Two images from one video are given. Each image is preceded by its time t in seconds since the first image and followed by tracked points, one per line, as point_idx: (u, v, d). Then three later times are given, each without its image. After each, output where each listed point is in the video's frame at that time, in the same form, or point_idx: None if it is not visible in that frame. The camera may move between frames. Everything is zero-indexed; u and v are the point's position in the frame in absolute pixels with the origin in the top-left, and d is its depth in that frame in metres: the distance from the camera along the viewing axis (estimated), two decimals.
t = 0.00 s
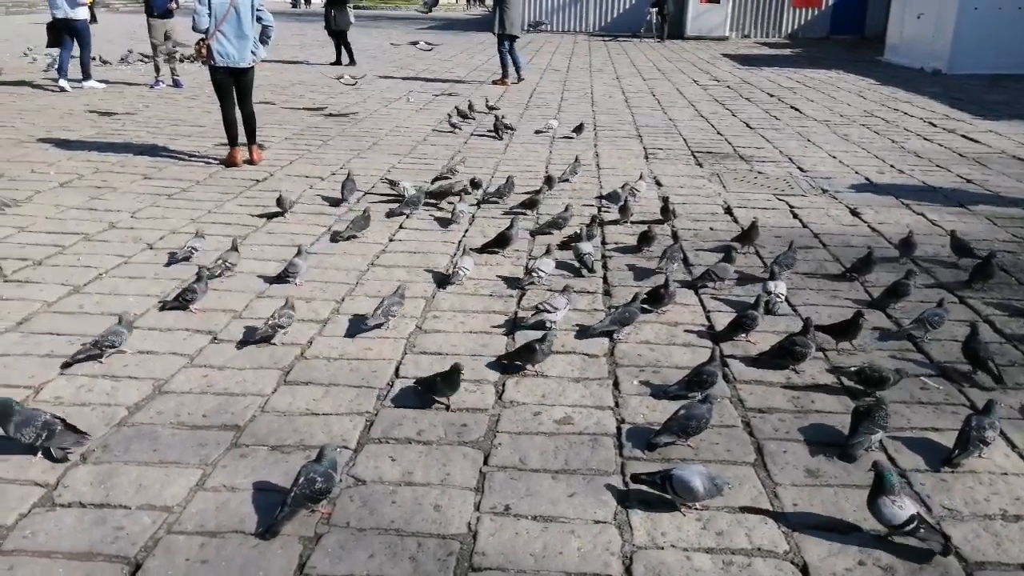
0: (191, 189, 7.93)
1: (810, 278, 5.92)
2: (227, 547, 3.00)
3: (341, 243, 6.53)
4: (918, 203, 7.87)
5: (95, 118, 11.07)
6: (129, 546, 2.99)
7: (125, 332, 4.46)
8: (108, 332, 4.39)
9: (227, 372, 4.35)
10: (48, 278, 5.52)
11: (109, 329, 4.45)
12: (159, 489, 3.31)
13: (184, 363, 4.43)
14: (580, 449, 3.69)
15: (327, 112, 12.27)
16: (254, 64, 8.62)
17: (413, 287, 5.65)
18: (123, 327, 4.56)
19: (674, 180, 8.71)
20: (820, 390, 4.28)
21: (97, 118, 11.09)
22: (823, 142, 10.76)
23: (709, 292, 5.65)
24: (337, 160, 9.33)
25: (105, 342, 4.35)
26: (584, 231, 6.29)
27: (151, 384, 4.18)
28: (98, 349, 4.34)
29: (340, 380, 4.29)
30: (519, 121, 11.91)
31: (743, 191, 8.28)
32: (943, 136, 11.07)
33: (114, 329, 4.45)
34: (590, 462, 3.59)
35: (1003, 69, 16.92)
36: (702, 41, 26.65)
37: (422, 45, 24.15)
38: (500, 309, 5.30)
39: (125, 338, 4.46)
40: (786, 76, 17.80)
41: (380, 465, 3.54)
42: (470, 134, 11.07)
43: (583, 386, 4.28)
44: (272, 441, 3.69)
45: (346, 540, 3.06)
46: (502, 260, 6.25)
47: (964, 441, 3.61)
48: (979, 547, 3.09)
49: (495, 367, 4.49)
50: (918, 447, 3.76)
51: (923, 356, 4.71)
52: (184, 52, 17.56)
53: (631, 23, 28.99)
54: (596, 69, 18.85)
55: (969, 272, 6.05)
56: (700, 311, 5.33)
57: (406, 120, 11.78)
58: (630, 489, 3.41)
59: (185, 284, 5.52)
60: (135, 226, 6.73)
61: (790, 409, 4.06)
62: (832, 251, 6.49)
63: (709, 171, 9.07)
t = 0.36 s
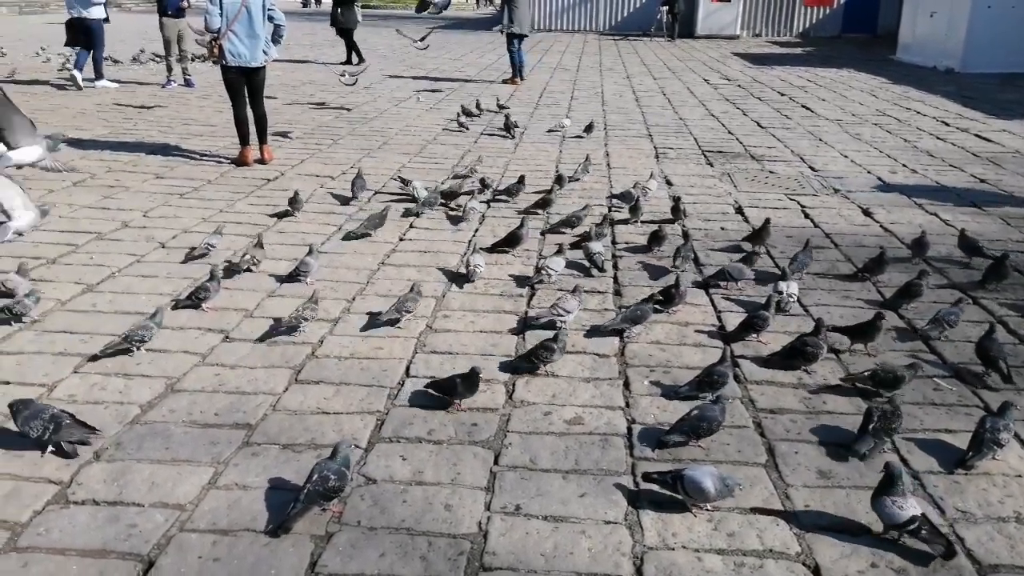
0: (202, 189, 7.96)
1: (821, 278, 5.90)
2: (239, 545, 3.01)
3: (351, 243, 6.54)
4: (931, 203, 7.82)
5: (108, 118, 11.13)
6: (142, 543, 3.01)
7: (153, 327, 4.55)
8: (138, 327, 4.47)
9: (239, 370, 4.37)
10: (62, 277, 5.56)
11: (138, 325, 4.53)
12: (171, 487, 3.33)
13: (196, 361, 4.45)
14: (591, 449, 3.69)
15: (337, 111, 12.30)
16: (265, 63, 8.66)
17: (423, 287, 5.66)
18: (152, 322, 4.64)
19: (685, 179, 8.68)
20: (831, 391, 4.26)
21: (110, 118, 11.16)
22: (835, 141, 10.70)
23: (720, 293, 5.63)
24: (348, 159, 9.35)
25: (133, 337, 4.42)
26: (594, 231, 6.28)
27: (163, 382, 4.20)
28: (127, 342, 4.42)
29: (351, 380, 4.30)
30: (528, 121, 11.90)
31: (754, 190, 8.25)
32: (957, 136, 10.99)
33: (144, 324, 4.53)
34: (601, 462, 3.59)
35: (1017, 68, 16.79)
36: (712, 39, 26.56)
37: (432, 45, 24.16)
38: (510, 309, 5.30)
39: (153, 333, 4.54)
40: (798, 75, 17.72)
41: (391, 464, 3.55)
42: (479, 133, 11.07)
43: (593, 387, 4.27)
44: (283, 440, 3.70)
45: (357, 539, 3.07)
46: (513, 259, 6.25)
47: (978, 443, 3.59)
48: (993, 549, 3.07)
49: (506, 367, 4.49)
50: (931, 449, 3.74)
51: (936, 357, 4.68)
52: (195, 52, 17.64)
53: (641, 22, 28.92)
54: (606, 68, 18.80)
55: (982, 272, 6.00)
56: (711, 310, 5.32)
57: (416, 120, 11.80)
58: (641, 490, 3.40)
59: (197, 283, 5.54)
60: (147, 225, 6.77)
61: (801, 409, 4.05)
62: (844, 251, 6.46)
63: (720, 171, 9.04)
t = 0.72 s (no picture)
0: (220, 191, 8.02)
1: (838, 280, 5.87)
2: (256, 545, 3.04)
3: (367, 245, 6.57)
4: (949, 204, 7.76)
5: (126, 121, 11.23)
6: (160, 541, 3.04)
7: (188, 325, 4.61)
8: (174, 325, 4.52)
9: (255, 371, 4.40)
10: (81, 278, 5.62)
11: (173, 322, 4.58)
12: (190, 486, 3.36)
13: (213, 362, 4.48)
14: (606, 451, 3.69)
15: (352, 113, 12.36)
16: (282, 66, 8.72)
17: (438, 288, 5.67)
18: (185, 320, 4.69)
19: (700, 181, 8.66)
20: (849, 393, 4.23)
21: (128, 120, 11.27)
22: (851, 142, 10.64)
23: (736, 294, 5.61)
24: (363, 161, 9.39)
25: (166, 335, 4.48)
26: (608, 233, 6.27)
27: (182, 382, 4.24)
28: (164, 341, 4.47)
29: (367, 380, 4.32)
30: (543, 122, 11.91)
31: (769, 192, 8.21)
32: (975, 137, 10.89)
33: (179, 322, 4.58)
34: (616, 464, 3.59)
35: None
36: (727, 41, 26.48)
37: (446, 47, 24.22)
38: (524, 311, 5.31)
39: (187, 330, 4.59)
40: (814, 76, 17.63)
41: (407, 464, 3.56)
42: (493, 135, 11.10)
43: (608, 388, 4.27)
44: (300, 440, 3.73)
45: (373, 539, 3.09)
46: (527, 260, 6.25)
47: (998, 447, 3.55)
48: (1013, 554, 3.04)
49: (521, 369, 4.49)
50: (950, 453, 3.70)
51: (954, 359, 4.64)
52: (211, 56, 17.78)
53: (655, 24, 28.88)
54: (620, 70, 18.77)
55: (1001, 274, 5.95)
56: (727, 312, 5.30)
57: (430, 122, 11.84)
58: (656, 492, 3.40)
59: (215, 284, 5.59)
60: (165, 226, 6.83)
61: (818, 412, 4.02)
62: (860, 253, 6.42)
63: (735, 172, 9.00)
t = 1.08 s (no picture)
0: (236, 191, 8.08)
1: (855, 282, 5.83)
2: (273, 544, 3.05)
3: (381, 246, 6.59)
4: (967, 206, 7.69)
5: (143, 122, 11.31)
6: (178, 540, 3.06)
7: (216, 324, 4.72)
8: (202, 324, 4.64)
9: (271, 371, 4.42)
10: (101, 276, 5.68)
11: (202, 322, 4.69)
12: (207, 485, 3.38)
13: (229, 362, 4.51)
14: (621, 453, 3.68)
15: (368, 114, 12.41)
16: (297, 68, 8.77)
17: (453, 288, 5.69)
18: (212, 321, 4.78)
19: (715, 182, 8.62)
20: (866, 397, 4.20)
21: (146, 122, 11.38)
22: (868, 144, 10.57)
23: (751, 297, 5.58)
24: (378, 162, 9.43)
25: (195, 334, 4.58)
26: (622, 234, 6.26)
27: (199, 381, 4.27)
28: (192, 339, 4.57)
29: (382, 381, 4.33)
30: (557, 123, 11.91)
31: (784, 193, 8.17)
32: (994, 138, 10.79)
33: (206, 322, 4.70)
34: (631, 466, 3.58)
35: None
36: (742, 41, 26.36)
37: (460, 48, 24.27)
38: (539, 312, 5.31)
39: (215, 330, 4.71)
40: (830, 77, 17.53)
41: (422, 465, 3.57)
42: (507, 136, 11.10)
43: (623, 390, 4.26)
44: (315, 440, 3.74)
45: (388, 539, 3.09)
46: (541, 262, 6.25)
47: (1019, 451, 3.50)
48: None
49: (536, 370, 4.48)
50: (970, 458, 3.67)
51: (973, 364, 4.60)
52: (227, 58, 17.91)
53: (670, 24, 28.79)
54: (634, 71, 18.74)
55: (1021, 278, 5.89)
56: (742, 315, 5.27)
57: (444, 123, 11.86)
58: (671, 495, 3.39)
59: (231, 285, 5.63)
60: (182, 227, 6.87)
61: (835, 416, 4.00)
62: (878, 255, 6.37)
63: (750, 174, 8.97)
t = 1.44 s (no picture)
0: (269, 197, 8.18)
1: (889, 292, 5.75)
2: (304, 545, 3.08)
3: (410, 252, 6.64)
4: (1005, 215, 7.55)
5: (179, 128, 11.50)
6: (211, 539, 3.10)
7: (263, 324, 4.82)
8: (248, 322, 4.72)
9: (302, 374, 4.47)
10: (137, 278, 5.79)
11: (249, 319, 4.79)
12: (240, 486, 3.43)
13: (260, 365, 4.57)
14: (650, 461, 3.66)
15: (397, 121, 12.51)
16: (330, 75, 8.87)
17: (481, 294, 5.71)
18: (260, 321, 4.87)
19: (745, 190, 8.56)
20: (900, 409, 4.14)
21: (181, 127, 11.58)
22: (902, 151, 10.43)
23: (783, 305, 5.53)
24: (408, 168, 9.49)
25: (243, 330, 4.67)
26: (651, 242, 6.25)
27: (232, 383, 4.33)
28: (239, 336, 4.67)
29: (411, 386, 4.36)
30: (586, 130, 11.91)
31: (816, 201, 8.09)
32: None
33: (253, 319, 4.78)
34: (660, 475, 3.56)
35: None
36: (773, 48, 26.16)
37: (489, 55, 24.39)
38: (567, 318, 5.30)
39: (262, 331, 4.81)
40: (863, 84, 17.32)
41: (450, 470, 3.58)
42: (536, 143, 11.12)
43: (652, 398, 4.24)
44: (345, 443, 3.78)
45: (417, 543, 3.11)
46: (570, 268, 6.25)
47: None
48: None
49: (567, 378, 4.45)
50: (1007, 472, 3.60)
51: (1010, 376, 4.51)
52: (261, 64, 18.17)
53: (700, 30, 28.67)
54: (664, 77, 18.68)
55: None
56: (773, 324, 5.23)
57: (473, 129, 11.91)
58: (701, 503, 3.37)
59: (263, 289, 5.70)
60: (216, 231, 6.97)
61: (868, 428, 3.94)
62: (912, 264, 6.28)
63: (782, 181, 8.89)
